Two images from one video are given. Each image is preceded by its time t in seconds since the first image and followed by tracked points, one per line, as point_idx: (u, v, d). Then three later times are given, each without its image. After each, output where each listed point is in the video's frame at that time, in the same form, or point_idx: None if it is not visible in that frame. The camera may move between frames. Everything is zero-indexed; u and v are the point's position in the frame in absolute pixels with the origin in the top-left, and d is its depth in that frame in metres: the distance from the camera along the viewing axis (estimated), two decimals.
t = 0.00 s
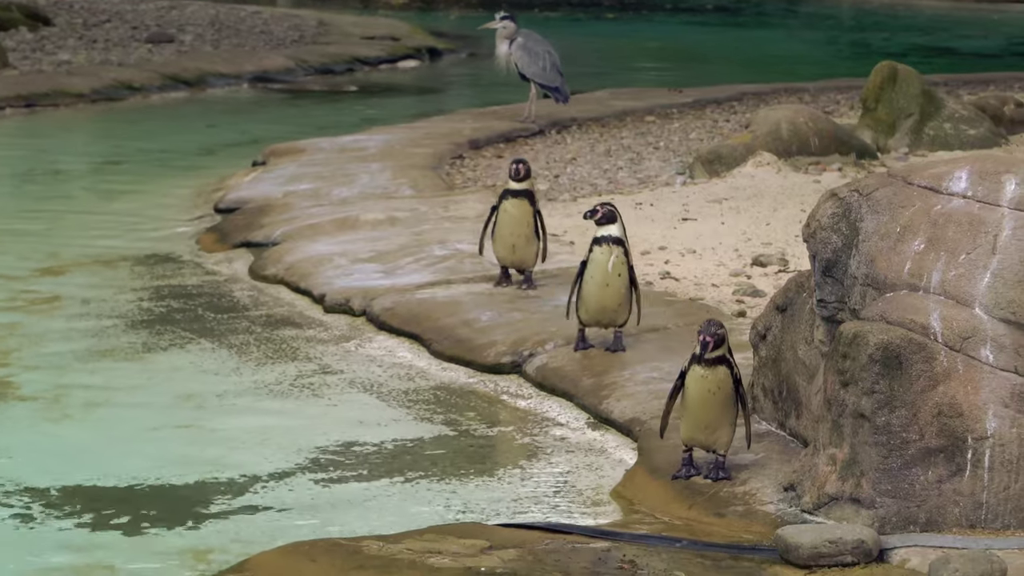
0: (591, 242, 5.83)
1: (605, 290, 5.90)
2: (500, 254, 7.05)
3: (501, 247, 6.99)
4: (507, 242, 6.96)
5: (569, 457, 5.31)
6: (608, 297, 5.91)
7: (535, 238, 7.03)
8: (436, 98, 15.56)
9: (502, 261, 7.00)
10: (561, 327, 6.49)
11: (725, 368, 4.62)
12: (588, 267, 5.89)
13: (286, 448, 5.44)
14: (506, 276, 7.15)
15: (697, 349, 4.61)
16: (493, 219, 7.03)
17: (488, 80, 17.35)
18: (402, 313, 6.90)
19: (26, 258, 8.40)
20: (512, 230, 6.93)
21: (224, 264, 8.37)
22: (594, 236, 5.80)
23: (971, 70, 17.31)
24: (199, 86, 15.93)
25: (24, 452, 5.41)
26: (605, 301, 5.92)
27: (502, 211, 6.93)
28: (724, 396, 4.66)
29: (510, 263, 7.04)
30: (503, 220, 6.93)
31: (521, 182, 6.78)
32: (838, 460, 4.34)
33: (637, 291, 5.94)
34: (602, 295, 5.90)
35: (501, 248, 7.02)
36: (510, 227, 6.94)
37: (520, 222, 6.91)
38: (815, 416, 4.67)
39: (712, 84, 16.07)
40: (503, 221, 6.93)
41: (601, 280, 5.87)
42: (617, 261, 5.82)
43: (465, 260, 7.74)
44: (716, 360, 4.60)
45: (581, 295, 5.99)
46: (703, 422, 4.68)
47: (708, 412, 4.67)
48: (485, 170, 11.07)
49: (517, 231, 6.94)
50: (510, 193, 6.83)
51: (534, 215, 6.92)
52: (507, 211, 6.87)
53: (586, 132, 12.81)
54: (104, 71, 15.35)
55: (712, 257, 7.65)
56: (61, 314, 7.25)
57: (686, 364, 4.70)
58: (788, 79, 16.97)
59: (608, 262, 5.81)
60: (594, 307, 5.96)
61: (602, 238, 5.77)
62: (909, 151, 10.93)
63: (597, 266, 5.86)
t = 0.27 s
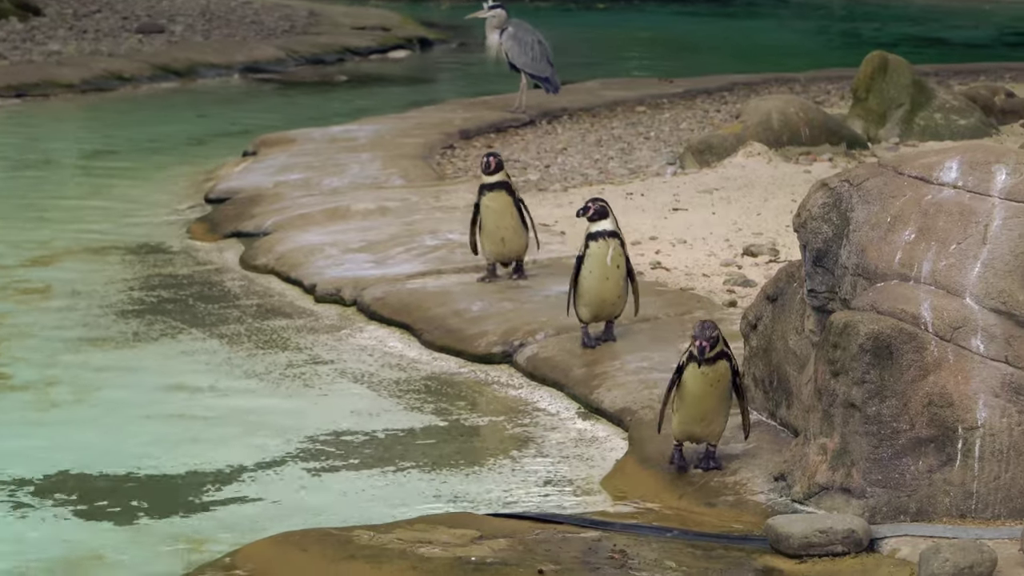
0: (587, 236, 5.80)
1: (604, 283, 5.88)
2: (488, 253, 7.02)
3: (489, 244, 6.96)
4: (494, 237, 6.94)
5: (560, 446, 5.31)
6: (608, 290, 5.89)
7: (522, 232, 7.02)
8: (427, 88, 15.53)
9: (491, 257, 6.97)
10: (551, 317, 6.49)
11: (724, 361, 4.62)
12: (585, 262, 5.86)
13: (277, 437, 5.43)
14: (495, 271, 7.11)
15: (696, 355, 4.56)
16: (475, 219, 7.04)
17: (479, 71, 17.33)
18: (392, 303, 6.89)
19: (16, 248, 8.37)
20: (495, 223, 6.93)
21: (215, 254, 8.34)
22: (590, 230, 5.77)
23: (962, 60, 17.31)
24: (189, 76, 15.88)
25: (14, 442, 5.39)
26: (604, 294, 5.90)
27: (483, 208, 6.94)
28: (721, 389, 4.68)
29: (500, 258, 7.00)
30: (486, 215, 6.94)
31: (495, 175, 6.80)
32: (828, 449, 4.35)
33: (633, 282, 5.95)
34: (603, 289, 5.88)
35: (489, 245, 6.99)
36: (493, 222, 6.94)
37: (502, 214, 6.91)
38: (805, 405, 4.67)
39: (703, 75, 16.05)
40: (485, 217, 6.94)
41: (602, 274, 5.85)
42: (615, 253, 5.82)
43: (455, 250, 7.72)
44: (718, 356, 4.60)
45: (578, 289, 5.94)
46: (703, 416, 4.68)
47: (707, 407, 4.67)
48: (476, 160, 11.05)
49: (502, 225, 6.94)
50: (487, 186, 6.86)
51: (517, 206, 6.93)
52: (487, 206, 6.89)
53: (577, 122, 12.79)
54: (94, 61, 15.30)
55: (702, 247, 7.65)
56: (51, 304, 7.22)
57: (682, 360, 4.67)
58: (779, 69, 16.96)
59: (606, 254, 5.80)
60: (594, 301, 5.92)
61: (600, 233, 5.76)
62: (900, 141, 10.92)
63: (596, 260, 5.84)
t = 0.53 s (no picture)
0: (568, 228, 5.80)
1: (590, 273, 5.87)
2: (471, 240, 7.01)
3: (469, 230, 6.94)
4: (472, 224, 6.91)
5: (551, 431, 5.31)
6: (594, 280, 5.88)
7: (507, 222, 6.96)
8: (418, 74, 15.51)
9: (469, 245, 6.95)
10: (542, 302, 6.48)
11: (700, 356, 4.63)
12: (568, 253, 5.86)
13: (268, 423, 5.42)
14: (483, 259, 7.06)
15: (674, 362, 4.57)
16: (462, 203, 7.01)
17: (470, 57, 17.30)
18: (383, 289, 6.88)
19: (7, 234, 8.35)
20: (475, 211, 6.89)
21: (206, 240, 8.33)
22: (571, 223, 5.77)
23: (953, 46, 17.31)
24: (180, 62, 15.84)
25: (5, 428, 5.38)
26: (590, 285, 5.89)
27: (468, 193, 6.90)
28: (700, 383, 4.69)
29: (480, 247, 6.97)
30: (469, 202, 6.91)
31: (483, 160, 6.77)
32: (819, 435, 4.36)
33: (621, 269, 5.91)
34: (587, 279, 5.87)
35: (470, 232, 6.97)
36: (474, 210, 6.90)
37: (482, 203, 6.87)
38: (796, 391, 4.68)
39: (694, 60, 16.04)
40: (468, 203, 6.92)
41: (585, 264, 5.84)
42: (597, 244, 5.80)
43: (446, 235, 7.72)
44: (694, 354, 4.60)
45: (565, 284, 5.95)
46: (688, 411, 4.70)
47: (690, 402, 4.68)
48: (466, 146, 11.04)
49: (482, 213, 6.89)
50: (473, 171, 6.82)
51: (500, 196, 6.87)
52: (471, 191, 6.85)
53: (567, 108, 12.79)
54: (84, 46, 15.25)
55: (693, 232, 7.65)
56: (42, 290, 7.21)
57: (659, 359, 4.68)
58: (770, 55, 16.95)
59: (589, 245, 5.79)
60: (581, 292, 5.91)
61: (581, 224, 5.75)
62: (891, 126, 10.93)
63: (578, 252, 5.83)
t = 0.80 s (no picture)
0: (586, 221, 5.70)
1: (601, 266, 5.77)
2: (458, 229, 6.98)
3: (455, 220, 6.91)
4: (459, 214, 6.88)
5: (541, 417, 5.31)
6: (604, 274, 5.80)
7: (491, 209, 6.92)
8: (409, 60, 15.48)
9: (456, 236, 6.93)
10: (533, 289, 6.47)
11: (691, 350, 4.59)
12: (582, 246, 5.76)
13: (259, 409, 5.41)
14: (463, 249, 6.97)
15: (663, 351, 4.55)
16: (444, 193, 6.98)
17: (461, 42, 17.27)
18: (374, 275, 6.87)
19: None
20: (458, 201, 6.86)
21: (197, 226, 8.31)
22: (590, 217, 5.67)
23: (944, 32, 17.29)
24: (171, 48, 15.79)
25: None
26: (600, 279, 5.81)
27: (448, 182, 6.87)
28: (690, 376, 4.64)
29: (468, 237, 6.94)
30: (450, 191, 6.88)
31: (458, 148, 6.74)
32: (810, 421, 4.36)
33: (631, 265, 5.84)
34: (598, 272, 5.79)
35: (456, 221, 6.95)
36: (458, 199, 6.87)
37: (465, 191, 6.83)
38: (787, 377, 4.68)
39: (685, 46, 16.01)
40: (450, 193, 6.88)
41: (598, 257, 5.75)
42: (614, 238, 5.71)
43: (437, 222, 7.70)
44: (683, 348, 4.56)
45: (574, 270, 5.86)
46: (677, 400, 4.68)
47: (678, 392, 4.67)
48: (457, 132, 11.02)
49: (466, 201, 6.87)
50: (450, 162, 6.78)
51: (482, 183, 6.84)
52: (452, 181, 6.82)
53: (558, 94, 12.76)
54: (74, 32, 15.19)
55: (684, 218, 7.64)
56: (32, 275, 7.18)
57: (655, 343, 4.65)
58: (761, 41, 16.93)
59: (604, 240, 5.70)
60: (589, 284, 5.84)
61: (602, 219, 5.66)
62: (882, 113, 10.92)
63: (592, 245, 5.74)
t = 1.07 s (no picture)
0: (580, 217, 5.60)
1: (605, 257, 5.69)
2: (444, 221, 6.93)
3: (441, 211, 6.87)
4: (445, 205, 6.85)
5: (534, 407, 5.30)
6: (609, 263, 5.72)
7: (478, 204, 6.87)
8: (401, 49, 15.45)
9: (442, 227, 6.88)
10: (525, 278, 6.46)
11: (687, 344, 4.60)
12: (583, 242, 5.65)
13: (252, 399, 5.40)
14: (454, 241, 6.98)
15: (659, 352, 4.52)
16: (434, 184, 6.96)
17: (453, 32, 17.24)
18: (366, 264, 6.86)
19: None
20: (445, 191, 6.83)
21: (189, 215, 8.29)
22: (583, 211, 5.58)
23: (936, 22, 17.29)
24: (163, 37, 15.75)
25: None
26: (605, 269, 5.72)
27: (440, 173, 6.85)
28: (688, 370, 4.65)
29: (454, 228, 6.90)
30: (440, 181, 6.85)
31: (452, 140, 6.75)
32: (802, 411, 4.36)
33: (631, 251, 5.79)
34: (603, 262, 5.70)
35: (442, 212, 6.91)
36: (445, 190, 6.84)
37: (453, 182, 6.81)
38: (779, 367, 4.68)
39: (677, 36, 15.99)
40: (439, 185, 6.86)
41: (603, 249, 5.67)
42: (613, 226, 5.64)
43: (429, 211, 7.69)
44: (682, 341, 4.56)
45: (575, 274, 5.74)
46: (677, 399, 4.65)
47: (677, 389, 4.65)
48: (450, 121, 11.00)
49: (453, 193, 6.83)
50: (444, 152, 6.78)
51: (471, 175, 6.81)
52: (442, 172, 6.81)
53: (551, 84, 12.75)
54: (67, 21, 15.13)
55: (677, 208, 7.64)
56: (24, 265, 7.16)
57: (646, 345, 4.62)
58: (754, 30, 16.90)
59: (604, 230, 5.62)
60: (596, 278, 5.74)
61: (595, 210, 5.57)
62: (874, 102, 10.91)
63: (593, 240, 5.64)
